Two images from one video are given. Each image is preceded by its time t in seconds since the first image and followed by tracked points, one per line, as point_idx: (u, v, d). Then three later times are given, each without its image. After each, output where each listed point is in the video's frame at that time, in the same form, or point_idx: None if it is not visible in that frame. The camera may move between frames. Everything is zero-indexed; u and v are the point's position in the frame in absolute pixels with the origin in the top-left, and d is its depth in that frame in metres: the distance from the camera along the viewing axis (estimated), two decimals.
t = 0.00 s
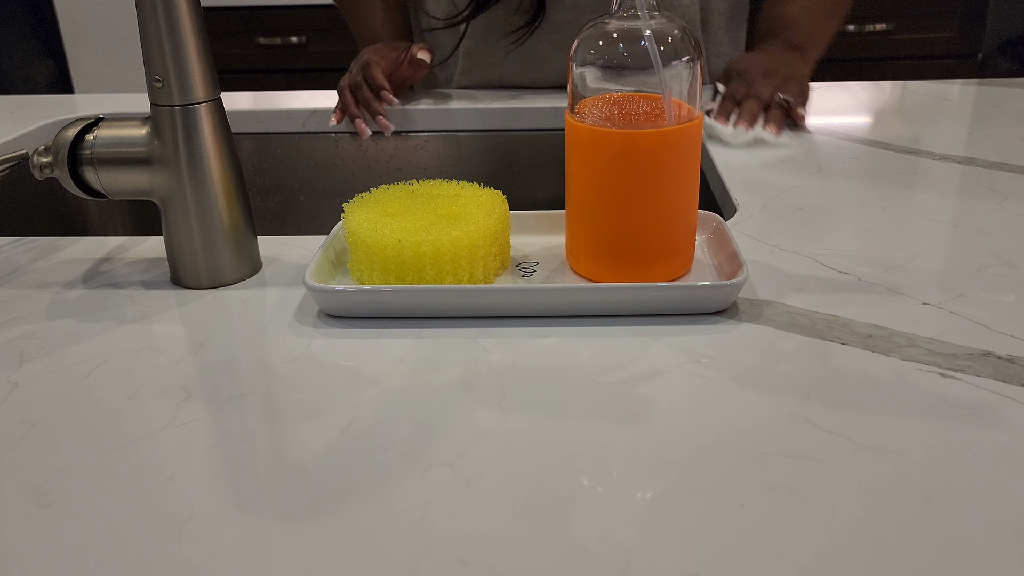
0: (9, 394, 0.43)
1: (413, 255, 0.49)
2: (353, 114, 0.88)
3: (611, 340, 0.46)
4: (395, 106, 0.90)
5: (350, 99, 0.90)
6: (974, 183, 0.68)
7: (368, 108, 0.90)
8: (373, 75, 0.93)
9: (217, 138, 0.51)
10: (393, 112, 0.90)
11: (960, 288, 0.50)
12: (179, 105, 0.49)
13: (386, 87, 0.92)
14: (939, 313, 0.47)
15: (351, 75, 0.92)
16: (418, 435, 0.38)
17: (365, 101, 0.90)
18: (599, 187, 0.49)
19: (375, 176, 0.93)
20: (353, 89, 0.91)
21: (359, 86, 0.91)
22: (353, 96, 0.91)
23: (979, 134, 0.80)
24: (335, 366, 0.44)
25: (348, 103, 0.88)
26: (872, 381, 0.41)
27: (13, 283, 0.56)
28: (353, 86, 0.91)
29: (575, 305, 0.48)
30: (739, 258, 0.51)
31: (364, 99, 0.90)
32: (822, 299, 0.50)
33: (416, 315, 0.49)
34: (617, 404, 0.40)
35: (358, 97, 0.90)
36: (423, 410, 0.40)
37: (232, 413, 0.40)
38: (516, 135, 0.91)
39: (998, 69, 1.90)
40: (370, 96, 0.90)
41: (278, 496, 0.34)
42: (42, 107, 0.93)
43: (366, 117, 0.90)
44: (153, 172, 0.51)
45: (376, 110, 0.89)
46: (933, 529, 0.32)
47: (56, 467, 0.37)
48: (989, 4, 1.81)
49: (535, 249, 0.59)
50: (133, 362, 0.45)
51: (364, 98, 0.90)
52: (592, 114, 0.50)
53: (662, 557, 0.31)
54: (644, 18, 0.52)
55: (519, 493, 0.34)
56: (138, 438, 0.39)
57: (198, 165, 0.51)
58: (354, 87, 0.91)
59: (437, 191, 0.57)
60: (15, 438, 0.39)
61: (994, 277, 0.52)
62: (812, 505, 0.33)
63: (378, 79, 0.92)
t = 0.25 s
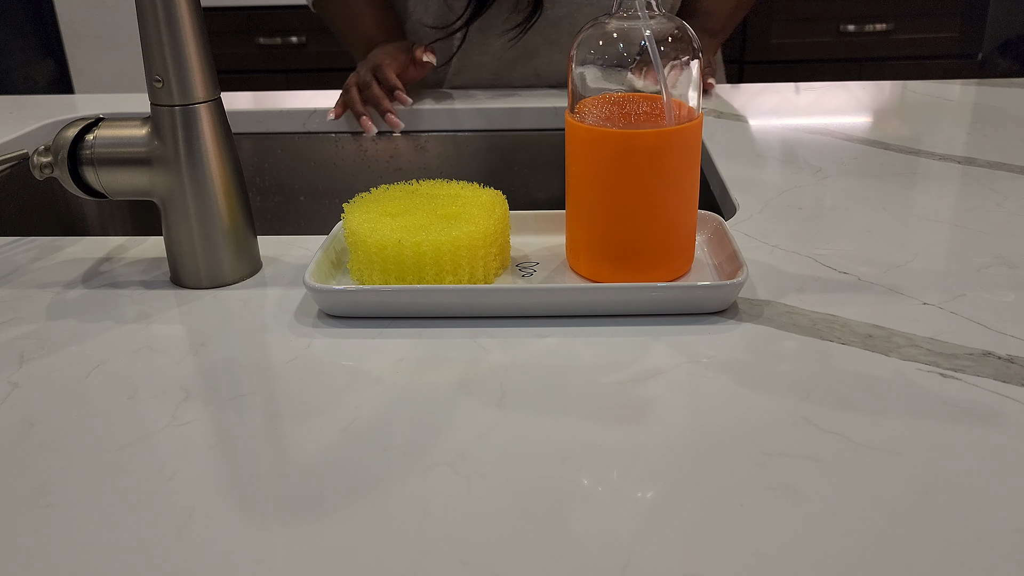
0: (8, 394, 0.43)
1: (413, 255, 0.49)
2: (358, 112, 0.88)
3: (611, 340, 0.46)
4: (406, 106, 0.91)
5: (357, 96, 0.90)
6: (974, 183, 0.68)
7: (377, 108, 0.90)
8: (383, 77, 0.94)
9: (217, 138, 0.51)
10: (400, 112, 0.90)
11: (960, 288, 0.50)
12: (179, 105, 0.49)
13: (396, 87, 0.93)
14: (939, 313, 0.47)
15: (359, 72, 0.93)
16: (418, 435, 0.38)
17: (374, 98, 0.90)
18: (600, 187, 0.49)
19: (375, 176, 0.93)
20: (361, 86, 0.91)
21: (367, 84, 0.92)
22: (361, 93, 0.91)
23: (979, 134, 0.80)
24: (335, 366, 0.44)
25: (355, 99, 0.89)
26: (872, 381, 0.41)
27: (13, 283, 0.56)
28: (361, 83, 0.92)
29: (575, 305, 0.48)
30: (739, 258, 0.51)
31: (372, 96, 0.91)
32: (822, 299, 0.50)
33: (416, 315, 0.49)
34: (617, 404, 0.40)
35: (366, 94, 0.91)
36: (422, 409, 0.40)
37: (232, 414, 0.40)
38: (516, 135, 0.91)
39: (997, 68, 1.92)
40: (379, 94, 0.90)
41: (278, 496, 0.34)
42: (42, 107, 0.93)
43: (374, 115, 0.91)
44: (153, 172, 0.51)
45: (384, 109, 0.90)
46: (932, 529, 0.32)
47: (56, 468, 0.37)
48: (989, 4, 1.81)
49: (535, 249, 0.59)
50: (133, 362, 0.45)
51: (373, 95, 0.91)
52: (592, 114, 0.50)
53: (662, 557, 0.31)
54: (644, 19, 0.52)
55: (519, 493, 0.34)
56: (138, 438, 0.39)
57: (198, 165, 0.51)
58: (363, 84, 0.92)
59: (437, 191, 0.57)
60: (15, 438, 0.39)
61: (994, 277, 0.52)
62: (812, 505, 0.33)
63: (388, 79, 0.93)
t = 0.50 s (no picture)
0: (8, 394, 0.43)
1: (413, 254, 0.49)
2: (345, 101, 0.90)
3: (611, 340, 0.46)
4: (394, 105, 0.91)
5: (347, 86, 0.92)
6: (974, 183, 0.68)
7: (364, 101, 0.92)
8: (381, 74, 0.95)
9: (217, 138, 0.51)
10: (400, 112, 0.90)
11: (960, 288, 0.50)
12: (179, 105, 0.49)
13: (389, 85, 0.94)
14: (939, 313, 0.47)
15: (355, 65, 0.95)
16: (419, 434, 0.38)
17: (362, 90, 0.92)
18: (600, 187, 0.49)
19: (375, 176, 0.93)
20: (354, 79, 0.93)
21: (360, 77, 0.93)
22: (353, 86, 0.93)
23: (978, 134, 0.80)
24: (335, 366, 0.44)
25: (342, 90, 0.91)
26: (873, 381, 0.41)
27: (13, 283, 0.56)
28: (353, 76, 0.94)
29: (575, 305, 0.48)
30: (739, 258, 0.51)
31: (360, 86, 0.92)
32: (822, 299, 0.50)
33: (416, 315, 0.49)
34: (617, 405, 0.40)
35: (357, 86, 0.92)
36: (423, 409, 0.40)
37: (233, 413, 0.40)
38: (516, 135, 0.91)
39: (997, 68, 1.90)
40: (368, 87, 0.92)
41: (278, 496, 0.34)
42: (42, 107, 0.93)
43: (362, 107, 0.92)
44: (153, 172, 0.51)
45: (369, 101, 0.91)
46: (933, 529, 0.32)
47: (56, 468, 0.37)
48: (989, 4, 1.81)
49: (535, 249, 0.59)
50: (133, 362, 0.45)
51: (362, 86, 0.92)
52: (592, 114, 0.50)
53: (663, 557, 0.31)
54: (644, 19, 0.51)
55: (520, 492, 0.34)
56: (138, 439, 0.39)
57: (198, 165, 0.51)
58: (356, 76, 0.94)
59: (437, 191, 0.57)
60: (15, 438, 0.39)
61: (994, 277, 0.52)
62: (812, 505, 0.33)
63: (382, 77, 0.94)
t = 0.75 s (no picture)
0: (8, 394, 0.43)
1: (413, 254, 0.49)
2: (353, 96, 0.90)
3: (611, 340, 0.46)
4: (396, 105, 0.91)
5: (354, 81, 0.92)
6: (975, 183, 0.68)
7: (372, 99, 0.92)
8: (388, 73, 0.96)
9: (217, 138, 0.51)
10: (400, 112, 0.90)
11: (960, 288, 0.50)
12: (179, 105, 0.49)
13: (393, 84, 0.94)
14: (939, 313, 0.47)
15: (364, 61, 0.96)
16: (419, 434, 0.38)
17: (367, 86, 0.92)
18: (600, 187, 0.49)
19: (375, 176, 0.93)
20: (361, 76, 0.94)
21: (367, 73, 0.94)
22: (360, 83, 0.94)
23: (979, 134, 0.80)
24: (335, 366, 0.44)
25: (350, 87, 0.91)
26: (873, 381, 0.41)
27: (13, 283, 0.56)
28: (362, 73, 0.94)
29: (575, 305, 0.48)
30: (739, 258, 0.51)
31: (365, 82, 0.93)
32: (822, 299, 0.50)
33: (416, 315, 0.49)
34: (617, 405, 0.40)
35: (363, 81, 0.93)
36: (423, 409, 0.40)
37: (233, 413, 0.40)
38: (516, 135, 0.91)
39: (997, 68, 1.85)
40: (372, 84, 0.92)
41: (278, 496, 0.34)
42: (42, 107, 0.93)
43: (364, 103, 0.93)
44: (153, 172, 0.51)
45: (371, 98, 0.91)
46: (932, 529, 0.32)
47: (56, 468, 0.37)
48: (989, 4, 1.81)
49: (535, 249, 0.59)
50: (133, 362, 0.45)
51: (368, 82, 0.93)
52: (592, 114, 0.50)
53: (663, 557, 0.31)
54: (644, 19, 0.51)
55: (519, 492, 0.34)
56: (138, 439, 0.39)
57: (198, 165, 0.51)
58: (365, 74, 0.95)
59: (437, 191, 0.57)
60: (15, 438, 0.39)
61: (994, 277, 0.52)
62: (812, 505, 0.33)
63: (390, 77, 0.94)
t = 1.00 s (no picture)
0: (8, 394, 0.43)
1: (413, 254, 0.49)
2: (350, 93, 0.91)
3: (611, 340, 0.46)
4: (395, 105, 0.91)
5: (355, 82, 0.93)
6: (974, 183, 0.68)
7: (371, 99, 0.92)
8: (388, 73, 0.96)
9: (217, 138, 0.51)
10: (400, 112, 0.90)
11: (960, 288, 0.50)
12: (179, 105, 0.49)
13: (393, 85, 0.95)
14: (939, 313, 0.47)
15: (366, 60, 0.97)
16: (419, 434, 0.38)
17: (367, 87, 0.93)
18: (600, 186, 0.49)
19: (375, 176, 0.93)
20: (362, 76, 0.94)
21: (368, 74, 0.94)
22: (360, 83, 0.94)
23: (979, 134, 0.80)
24: (335, 366, 0.44)
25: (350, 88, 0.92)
26: (873, 382, 0.41)
27: (13, 283, 0.56)
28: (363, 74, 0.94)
29: (575, 305, 0.48)
30: (739, 257, 0.51)
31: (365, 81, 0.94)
32: (822, 299, 0.50)
33: (416, 315, 0.49)
34: (617, 405, 0.40)
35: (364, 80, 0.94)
36: (423, 409, 0.40)
37: (233, 413, 0.40)
38: (515, 135, 0.91)
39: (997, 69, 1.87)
40: (373, 84, 0.93)
41: (278, 496, 0.34)
42: (42, 107, 0.93)
43: (364, 103, 0.93)
44: (153, 172, 0.51)
45: (370, 99, 0.91)
46: (932, 529, 0.32)
47: (56, 468, 0.37)
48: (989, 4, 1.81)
49: (535, 249, 0.59)
50: (133, 362, 0.45)
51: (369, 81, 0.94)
52: (592, 114, 0.50)
53: (663, 557, 0.31)
54: (644, 19, 0.51)
55: (520, 492, 0.34)
56: (138, 438, 0.39)
57: (198, 165, 0.51)
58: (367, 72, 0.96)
59: (437, 191, 0.57)
60: (15, 438, 0.39)
61: (994, 277, 0.52)
62: (811, 504, 0.33)
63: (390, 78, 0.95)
